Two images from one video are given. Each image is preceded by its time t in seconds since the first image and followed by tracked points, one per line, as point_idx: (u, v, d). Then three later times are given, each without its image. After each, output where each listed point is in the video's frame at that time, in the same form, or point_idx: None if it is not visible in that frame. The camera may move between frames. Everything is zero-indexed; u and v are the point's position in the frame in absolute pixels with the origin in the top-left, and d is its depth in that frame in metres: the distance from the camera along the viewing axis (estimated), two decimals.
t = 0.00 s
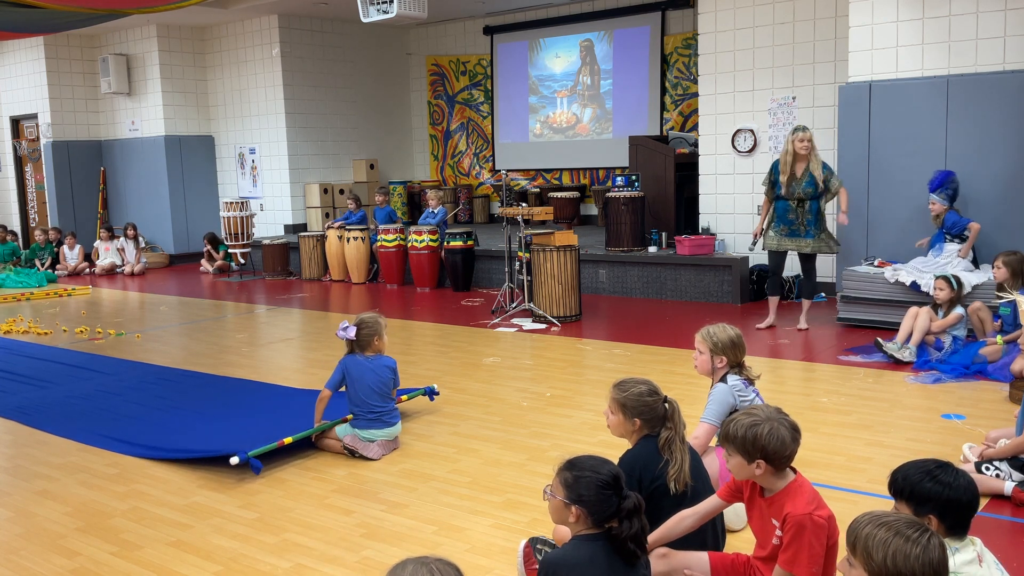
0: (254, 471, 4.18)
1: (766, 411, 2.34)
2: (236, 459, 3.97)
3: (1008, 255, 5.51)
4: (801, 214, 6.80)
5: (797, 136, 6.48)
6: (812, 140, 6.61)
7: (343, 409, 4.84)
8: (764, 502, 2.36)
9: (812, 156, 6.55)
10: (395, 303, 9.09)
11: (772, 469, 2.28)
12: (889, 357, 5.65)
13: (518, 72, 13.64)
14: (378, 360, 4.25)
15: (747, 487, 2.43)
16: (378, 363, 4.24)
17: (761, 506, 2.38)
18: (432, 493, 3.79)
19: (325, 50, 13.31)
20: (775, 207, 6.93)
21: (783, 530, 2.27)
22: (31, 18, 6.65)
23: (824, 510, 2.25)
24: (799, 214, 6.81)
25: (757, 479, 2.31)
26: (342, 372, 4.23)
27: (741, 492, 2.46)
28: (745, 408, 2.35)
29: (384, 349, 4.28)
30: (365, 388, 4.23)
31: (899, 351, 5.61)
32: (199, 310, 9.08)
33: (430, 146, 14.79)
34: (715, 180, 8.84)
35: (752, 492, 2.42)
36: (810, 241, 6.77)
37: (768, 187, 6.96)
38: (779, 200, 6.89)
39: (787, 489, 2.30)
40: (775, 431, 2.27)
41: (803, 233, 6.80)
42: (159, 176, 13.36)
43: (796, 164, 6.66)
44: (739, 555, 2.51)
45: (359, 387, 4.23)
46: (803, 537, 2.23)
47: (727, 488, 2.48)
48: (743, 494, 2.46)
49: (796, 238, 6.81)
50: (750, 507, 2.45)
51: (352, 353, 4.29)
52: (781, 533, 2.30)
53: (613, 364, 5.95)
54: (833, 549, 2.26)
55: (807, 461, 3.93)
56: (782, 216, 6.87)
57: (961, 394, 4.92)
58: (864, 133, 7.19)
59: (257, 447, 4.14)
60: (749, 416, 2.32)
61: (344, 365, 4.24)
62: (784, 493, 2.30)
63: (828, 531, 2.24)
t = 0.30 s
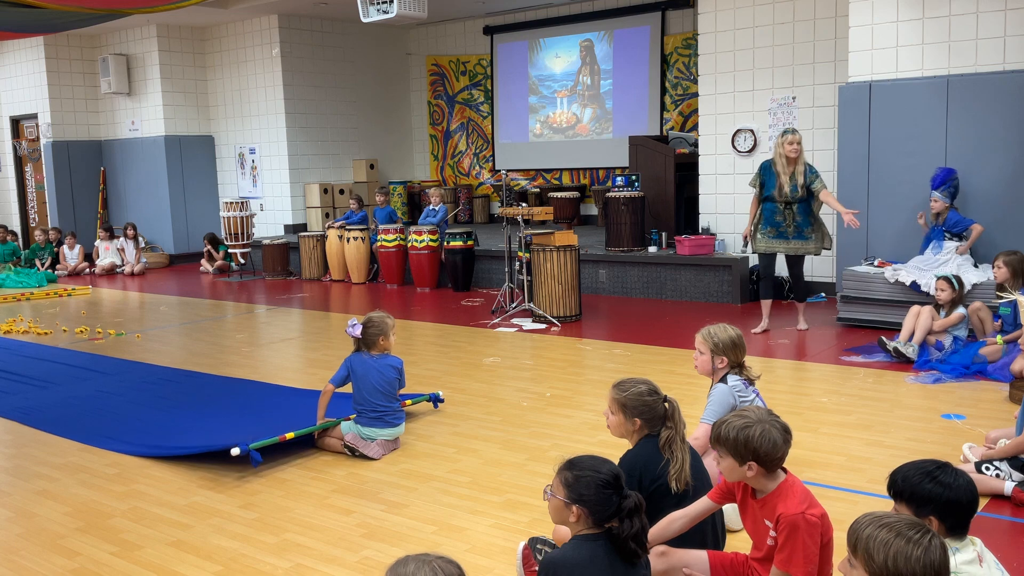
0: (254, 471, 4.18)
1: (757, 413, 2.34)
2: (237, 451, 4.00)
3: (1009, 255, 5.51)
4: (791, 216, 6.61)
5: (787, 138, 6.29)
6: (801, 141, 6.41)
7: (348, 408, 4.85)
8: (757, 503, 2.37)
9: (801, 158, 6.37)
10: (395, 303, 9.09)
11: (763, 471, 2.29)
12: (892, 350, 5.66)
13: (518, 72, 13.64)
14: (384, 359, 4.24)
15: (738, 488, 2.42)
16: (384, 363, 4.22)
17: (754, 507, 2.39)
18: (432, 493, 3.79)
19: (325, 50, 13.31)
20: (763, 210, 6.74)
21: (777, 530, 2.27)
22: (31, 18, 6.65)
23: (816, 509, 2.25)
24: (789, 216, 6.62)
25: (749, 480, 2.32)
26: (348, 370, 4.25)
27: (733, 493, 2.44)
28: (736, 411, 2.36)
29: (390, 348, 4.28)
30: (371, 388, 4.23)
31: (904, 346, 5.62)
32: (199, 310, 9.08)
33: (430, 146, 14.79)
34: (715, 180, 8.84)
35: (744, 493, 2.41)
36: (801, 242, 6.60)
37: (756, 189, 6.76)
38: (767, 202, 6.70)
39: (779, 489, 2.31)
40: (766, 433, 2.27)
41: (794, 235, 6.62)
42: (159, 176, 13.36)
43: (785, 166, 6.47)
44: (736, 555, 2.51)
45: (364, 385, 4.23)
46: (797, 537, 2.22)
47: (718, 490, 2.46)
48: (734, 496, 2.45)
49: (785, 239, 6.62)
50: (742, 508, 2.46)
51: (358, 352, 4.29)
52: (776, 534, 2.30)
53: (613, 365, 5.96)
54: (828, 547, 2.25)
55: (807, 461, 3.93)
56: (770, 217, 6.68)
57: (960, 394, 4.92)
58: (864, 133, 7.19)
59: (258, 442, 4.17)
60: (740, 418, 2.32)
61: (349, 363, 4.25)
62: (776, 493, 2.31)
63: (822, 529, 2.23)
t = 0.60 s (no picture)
0: (254, 471, 4.18)
1: (757, 411, 2.34)
2: (237, 452, 4.00)
3: (1009, 254, 5.50)
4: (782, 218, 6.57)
5: (780, 141, 6.22)
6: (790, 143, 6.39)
7: (349, 408, 4.85)
8: (755, 503, 2.37)
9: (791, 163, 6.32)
10: (395, 303, 9.09)
11: (762, 469, 2.29)
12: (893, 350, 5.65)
13: (518, 72, 13.64)
14: (384, 358, 4.24)
15: (737, 488, 2.43)
16: (384, 362, 4.22)
17: (753, 507, 2.39)
18: (432, 493, 3.79)
19: (325, 50, 13.31)
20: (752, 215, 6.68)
21: (776, 529, 2.26)
22: (31, 18, 6.65)
23: (814, 507, 2.25)
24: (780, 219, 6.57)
25: (747, 479, 2.32)
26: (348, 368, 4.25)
27: (731, 493, 2.44)
28: (736, 408, 2.36)
29: (390, 347, 4.27)
30: (371, 387, 4.23)
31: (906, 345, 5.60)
32: (199, 310, 9.08)
33: (430, 146, 14.78)
34: (715, 180, 8.85)
35: (743, 493, 2.41)
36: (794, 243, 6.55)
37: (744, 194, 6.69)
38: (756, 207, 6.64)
39: (776, 488, 2.31)
40: (766, 430, 2.27)
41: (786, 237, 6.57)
42: (159, 176, 13.36)
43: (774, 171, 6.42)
44: (736, 555, 2.51)
45: (365, 385, 4.23)
46: (795, 536, 2.21)
47: (717, 490, 2.46)
48: (733, 495, 2.45)
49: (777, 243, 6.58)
50: (741, 508, 2.45)
51: (359, 351, 4.29)
52: (774, 532, 2.29)
53: (613, 365, 5.96)
54: (826, 546, 2.25)
55: (807, 461, 3.93)
56: (761, 222, 6.62)
57: (960, 394, 4.92)
58: (864, 134, 7.19)
59: (258, 443, 4.16)
60: (740, 415, 2.32)
61: (349, 363, 4.25)
62: (775, 492, 2.31)
63: (820, 528, 2.23)
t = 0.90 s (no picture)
0: (254, 471, 4.18)
1: (761, 409, 2.34)
2: (236, 456, 3.98)
3: (1010, 254, 5.50)
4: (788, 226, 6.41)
5: (793, 150, 6.02)
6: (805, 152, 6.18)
7: (348, 408, 4.85)
8: (757, 501, 2.38)
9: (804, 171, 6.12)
10: (395, 303, 9.09)
11: (764, 467, 2.29)
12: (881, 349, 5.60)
13: (518, 72, 13.64)
14: (384, 357, 4.23)
15: (739, 488, 2.43)
16: (384, 361, 4.22)
17: (755, 506, 2.39)
18: (432, 493, 3.79)
19: (325, 50, 13.31)
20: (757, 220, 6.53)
21: (778, 528, 2.26)
22: (31, 18, 6.65)
23: (816, 507, 2.25)
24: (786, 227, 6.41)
25: (750, 476, 2.32)
26: (348, 368, 4.26)
27: (733, 493, 2.44)
28: (740, 405, 2.36)
29: (390, 347, 4.28)
30: (371, 386, 4.23)
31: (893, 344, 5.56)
32: (199, 310, 9.08)
33: (430, 146, 14.78)
34: (715, 180, 8.85)
35: (745, 492, 2.41)
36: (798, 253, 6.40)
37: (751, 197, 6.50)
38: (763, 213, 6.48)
39: (779, 487, 2.31)
40: (770, 428, 2.27)
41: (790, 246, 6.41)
42: (159, 177, 13.36)
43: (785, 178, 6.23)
44: (737, 555, 2.51)
45: (364, 384, 4.23)
46: (797, 535, 2.22)
47: (718, 489, 2.46)
48: (736, 495, 2.45)
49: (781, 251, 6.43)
50: (743, 508, 2.46)
51: (359, 350, 4.30)
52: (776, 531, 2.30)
53: (613, 364, 5.96)
54: (828, 546, 2.25)
55: (807, 461, 3.93)
56: (767, 228, 6.47)
57: (960, 394, 4.92)
58: (864, 134, 7.19)
59: (256, 445, 4.15)
60: (744, 412, 2.32)
61: (349, 362, 4.26)
62: (777, 490, 2.31)
63: (822, 527, 2.23)
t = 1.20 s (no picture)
0: (254, 472, 4.18)
1: (767, 407, 2.34)
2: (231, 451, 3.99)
3: (1010, 254, 5.51)
4: (801, 229, 6.30)
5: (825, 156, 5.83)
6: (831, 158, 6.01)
7: (347, 408, 4.85)
8: (760, 501, 2.37)
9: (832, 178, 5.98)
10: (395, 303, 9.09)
11: (769, 465, 2.29)
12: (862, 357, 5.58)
13: (518, 72, 13.64)
14: (384, 356, 4.25)
15: (742, 487, 2.42)
16: (383, 359, 4.24)
17: (757, 505, 2.38)
18: (432, 493, 3.79)
19: (325, 50, 13.31)
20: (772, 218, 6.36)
21: (780, 527, 2.27)
22: (31, 18, 6.65)
23: (819, 507, 2.26)
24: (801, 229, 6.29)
25: (754, 475, 2.31)
26: (348, 367, 4.28)
27: (737, 493, 2.44)
28: (746, 404, 2.36)
29: (390, 346, 4.29)
30: (371, 384, 4.23)
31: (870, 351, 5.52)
32: (199, 310, 9.08)
33: (430, 146, 14.78)
34: (715, 180, 8.84)
35: (748, 491, 2.41)
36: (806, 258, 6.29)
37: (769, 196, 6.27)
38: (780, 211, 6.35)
39: (783, 486, 2.31)
40: (775, 427, 2.27)
41: (800, 249, 6.31)
42: (159, 176, 13.37)
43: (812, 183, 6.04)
44: (737, 555, 2.51)
45: (363, 383, 4.24)
46: (799, 534, 2.22)
47: (723, 489, 2.46)
48: (738, 494, 2.45)
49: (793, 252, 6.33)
50: (745, 507, 2.45)
51: (360, 349, 4.32)
52: (778, 531, 2.29)
53: (614, 365, 5.96)
54: (830, 546, 2.25)
55: (807, 461, 3.93)
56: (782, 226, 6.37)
57: (960, 394, 4.92)
58: (864, 134, 7.19)
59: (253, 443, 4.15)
60: (749, 410, 2.32)
61: (349, 360, 4.28)
62: (780, 490, 2.31)
63: (824, 527, 2.23)
